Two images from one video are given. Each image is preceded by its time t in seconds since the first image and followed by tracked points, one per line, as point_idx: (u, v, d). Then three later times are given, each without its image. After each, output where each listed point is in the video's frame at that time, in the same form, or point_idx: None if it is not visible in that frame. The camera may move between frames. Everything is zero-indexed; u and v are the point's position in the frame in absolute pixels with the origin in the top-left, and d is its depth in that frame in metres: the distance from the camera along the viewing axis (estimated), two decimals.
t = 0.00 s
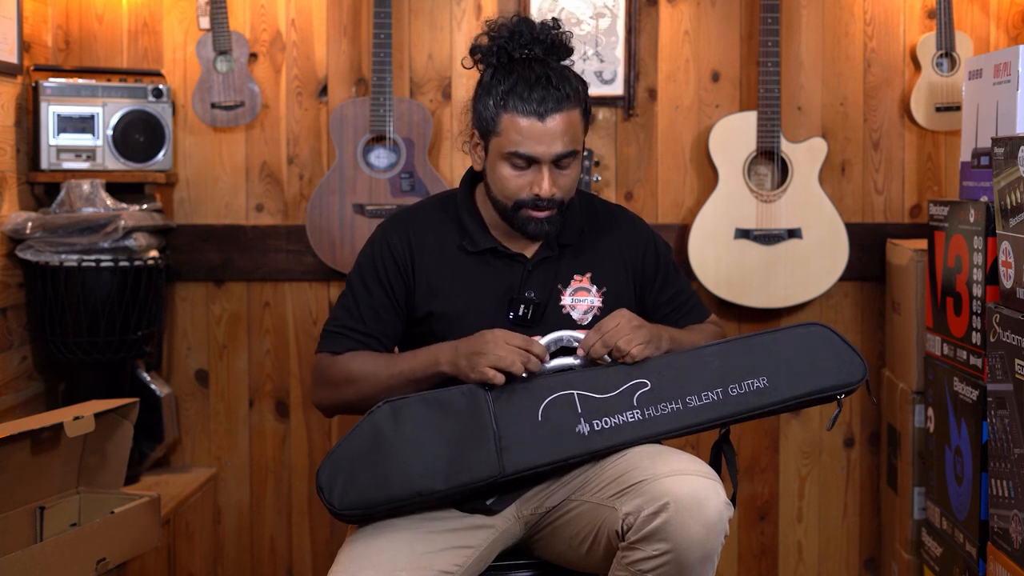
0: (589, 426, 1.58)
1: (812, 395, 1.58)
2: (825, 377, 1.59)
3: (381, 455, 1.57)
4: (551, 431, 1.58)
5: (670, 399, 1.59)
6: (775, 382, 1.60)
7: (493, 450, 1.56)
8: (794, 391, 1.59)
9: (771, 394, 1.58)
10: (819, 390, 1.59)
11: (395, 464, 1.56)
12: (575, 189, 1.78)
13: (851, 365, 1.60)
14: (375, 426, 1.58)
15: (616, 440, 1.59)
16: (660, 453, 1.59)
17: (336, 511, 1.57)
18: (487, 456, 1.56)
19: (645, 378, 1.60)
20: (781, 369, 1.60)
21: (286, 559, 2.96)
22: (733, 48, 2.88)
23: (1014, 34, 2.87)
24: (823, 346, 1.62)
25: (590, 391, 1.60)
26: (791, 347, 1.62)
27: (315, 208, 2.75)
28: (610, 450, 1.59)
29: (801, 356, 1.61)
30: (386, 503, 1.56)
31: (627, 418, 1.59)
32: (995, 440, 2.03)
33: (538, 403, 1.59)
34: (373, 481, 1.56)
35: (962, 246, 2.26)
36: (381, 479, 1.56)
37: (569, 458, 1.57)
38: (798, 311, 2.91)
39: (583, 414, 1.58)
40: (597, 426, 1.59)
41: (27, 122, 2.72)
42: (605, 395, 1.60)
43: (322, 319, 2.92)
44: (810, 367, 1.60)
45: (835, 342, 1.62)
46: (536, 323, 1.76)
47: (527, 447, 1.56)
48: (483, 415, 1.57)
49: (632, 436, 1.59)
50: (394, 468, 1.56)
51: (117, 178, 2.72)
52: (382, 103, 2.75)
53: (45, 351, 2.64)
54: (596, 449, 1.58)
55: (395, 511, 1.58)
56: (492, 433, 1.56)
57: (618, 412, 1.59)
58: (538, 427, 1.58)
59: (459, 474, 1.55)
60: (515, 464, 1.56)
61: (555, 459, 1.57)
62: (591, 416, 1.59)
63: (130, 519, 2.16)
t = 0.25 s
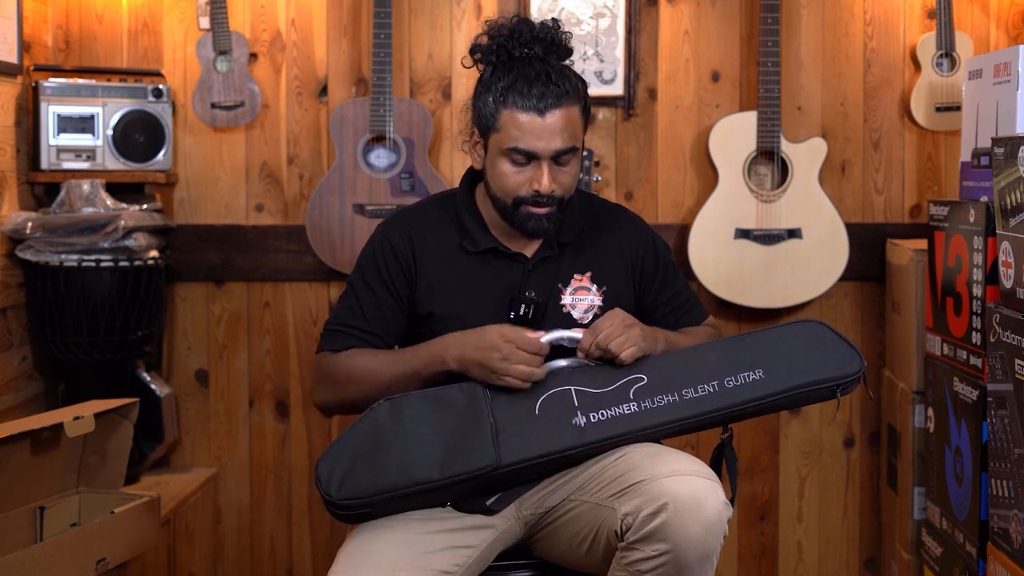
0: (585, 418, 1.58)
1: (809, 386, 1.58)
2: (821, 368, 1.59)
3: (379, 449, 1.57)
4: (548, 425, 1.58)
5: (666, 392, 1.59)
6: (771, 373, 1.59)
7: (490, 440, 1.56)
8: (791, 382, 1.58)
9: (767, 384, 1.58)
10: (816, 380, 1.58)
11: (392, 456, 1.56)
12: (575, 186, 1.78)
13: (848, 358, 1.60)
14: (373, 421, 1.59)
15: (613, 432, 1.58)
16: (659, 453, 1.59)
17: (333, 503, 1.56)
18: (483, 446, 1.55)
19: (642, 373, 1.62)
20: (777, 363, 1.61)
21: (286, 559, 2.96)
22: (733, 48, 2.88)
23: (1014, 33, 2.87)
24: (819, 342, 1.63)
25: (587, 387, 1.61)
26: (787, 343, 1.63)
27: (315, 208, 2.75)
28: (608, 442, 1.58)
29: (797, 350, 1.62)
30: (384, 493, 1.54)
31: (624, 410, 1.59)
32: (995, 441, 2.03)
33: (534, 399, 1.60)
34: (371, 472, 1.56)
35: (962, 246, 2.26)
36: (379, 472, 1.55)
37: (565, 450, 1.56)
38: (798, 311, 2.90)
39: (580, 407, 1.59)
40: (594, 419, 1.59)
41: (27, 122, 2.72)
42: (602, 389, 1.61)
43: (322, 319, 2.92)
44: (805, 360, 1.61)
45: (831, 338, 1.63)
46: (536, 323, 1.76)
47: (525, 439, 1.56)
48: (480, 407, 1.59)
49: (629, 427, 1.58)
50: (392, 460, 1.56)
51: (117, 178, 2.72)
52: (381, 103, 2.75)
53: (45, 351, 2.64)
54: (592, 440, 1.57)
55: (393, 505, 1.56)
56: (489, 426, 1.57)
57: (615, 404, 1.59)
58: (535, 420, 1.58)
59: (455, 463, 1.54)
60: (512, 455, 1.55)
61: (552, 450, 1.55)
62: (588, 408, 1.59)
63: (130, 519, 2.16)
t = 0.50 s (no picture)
0: (586, 421, 1.58)
1: (809, 391, 1.58)
2: (823, 373, 1.59)
3: (379, 451, 1.57)
4: (549, 427, 1.57)
5: (667, 395, 1.59)
6: (773, 378, 1.59)
7: (490, 444, 1.55)
8: (792, 387, 1.58)
9: (768, 389, 1.58)
10: (816, 386, 1.58)
11: (393, 458, 1.56)
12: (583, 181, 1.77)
13: (849, 363, 1.60)
14: (374, 423, 1.59)
15: (614, 435, 1.58)
16: (659, 454, 1.59)
17: (333, 505, 1.56)
18: (484, 449, 1.55)
19: (642, 375, 1.62)
20: (778, 366, 1.61)
21: (286, 559, 2.96)
22: (733, 48, 2.88)
23: (1015, 33, 2.87)
24: (821, 346, 1.63)
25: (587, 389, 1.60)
26: (789, 346, 1.63)
27: (315, 208, 2.75)
28: (608, 446, 1.58)
29: (798, 354, 1.62)
30: (385, 497, 1.54)
31: (625, 413, 1.59)
32: (995, 441, 2.03)
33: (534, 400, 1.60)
34: (372, 475, 1.55)
35: (962, 246, 2.26)
36: (379, 475, 1.55)
37: (566, 453, 1.56)
38: (798, 311, 2.90)
39: (581, 410, 1.58)
40: (595, 422, 1.58)
41: (27, 122, 2.72)
42: (602, 391, 1.60)
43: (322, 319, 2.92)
44: (807, 364, 1.61)
45: (833, 342, 1.63)
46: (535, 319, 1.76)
47: (525, 442, 1.56)
48: (479, 408, 1.58)
49: (630, 431, 1.58)
50: (392, 463, 1.56)
51: (117, 178, 2.72)
52: (381, 103, 2.75)
53: (45, 351, 2.64)
54: (592, 444, 1.57)
55: (393, 507, 1.57)
56: (489, 428, 1.56)
57: (615, 407, 1.59)
58: (535, 423, 1.58)
59: (456, 467, 1.54)
60: (512, 458, 1.54)
61: (553, 453, 1.55)
62: (588, 412, 1.59)
63: (130, 519, 2.15)
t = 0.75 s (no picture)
0: (589, 420, 1.58)
1: (810, 391, 1.57)
2: (824, 373, 1.59)
3: (383, 451, 1.57)
4: (553, 427, 1.58)
5: (669, 394, 1.59)
6: (774, 377, 1.59)
7: (494, 443, 1.55)
8: (794, 386, 1.58)
9: (769, 388, 1.58)
10: (818, 386, 1.58)
11: (396, 458, 1.56)
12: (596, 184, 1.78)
13: (851, 364, 1.60)
14: (378, 423, 1.59)
15: (617, 434, 1.58)
16: (662, 454, 1.59)
17: (337, 504, 1.55)
18: (487, 448, 1.55)
19: (645, 375, 1.62)
20: (781, 366, 1.61)
21: (286, 559, 2.96)
22: (733, 48, 2.88)
23: (1015, 34, 2.88)
24: (823, 347, 1.63)
25: (591, 389, 1.61)
26: (791, 347, 1.63)
27: (315, 208, 2.75)
28: (612, 445, 1.58)
29: (801, 355, 1.62)
30: (388, 495, 1.54)
31: (627, 412, 1.59)
32: (995, 441, 2.03)
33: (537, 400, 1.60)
34: (375, 474, 1.55)
35: (962, 246, 2.26)
36: (382, 474, 1.55)
37: (569, 452, 1.56)
38: (798, 311, 2.90)
39: (584, 409, 1.59)
40: (598, 421, 1.59)
41: (27, 122, 2.72)
42: (606, 391, 1.61)
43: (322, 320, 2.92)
44: (809, 365, 1.60)
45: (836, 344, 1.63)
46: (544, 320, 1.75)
47: (528, 441, 1.56)
48: (482, 407, 1.58)
49: (633, 429, 1.58)
50: (395, 462, 1.56)
51: (117, 178, 2.72)
52: (382, 103, 2.75)
53: (45, 351, 2.64)
54: (596, 443, 1.57)
55: (397, 507, 1.56)
56: (492, 428, 1.57)
57: (618, 406, 1.59)
58: (539, 423, 1.58)
59: (459, 466, 1.54)
60: (515, 457, 1.54)
61: (556, 452, 1.55)
62: (591, 411, 1.59)
63: (130, 519, 2.15)
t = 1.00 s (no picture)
0: (591, 424, 1.59)
1: (812, 396, 1.58)
2: (826, 377, 1.59)
3: (384, 453, 1.57)
4: (554, 430, 1.58)
5: (671, 398, 1.59)
6: (777, 381, 1.59)
7: (495, 446, 1.55)
8: (796, 390, 1.58)
9: (772, 392, 1.58)
10: (820, 390, 1.58)
11: (396, 460, 1.56)
12: (591, 179, 1.77)
13: (853, 367, 1.60)
14: (378, 424, 1.59)
15: (619, 438, 1.58)
16: (662, 454, 1.59)
17: (338, 507, 1.56)
18: (488, 451, 1.55)
19: (647, 377, 1.62)
20: (783, 369, 1.61)
21: (286, 559, 2.96)
22: (733, 48, 2.88)
23: (1014, 34, 2.88)
24: (825, 349, 1.63)
25: (592, 391, 1.61)
26: (793, 349, 1.63)
27: (315, 208, 2.75)
28: (614, 448, 1.58)
29: (803, 357, 1.62)
30: (389, 498, 1.54)
31: (629, 416, 1.59)
32: (995, 440, 2.03)
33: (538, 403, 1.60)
34: (375, 477, 1.55)
35: (962, 246, 2.26)
36: (383, 476, 1.55)
37: (571, 456, 1.56)
38: (798, 311, 2.90)
39: (586, 413, 1.59)
40: (599, 424, 1.59)
41: (27, 122, 2.72)
42: (607, 394, 1.61)
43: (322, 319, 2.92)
44: (811, 368, 1.60)
45: (838, 346, 1.63)
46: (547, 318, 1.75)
47: (529, 444, 1.56)
48: (483, 410, 1.58)
49: (635, 433, 1.59)
50: (396, 464, 1.56)
51: (117, 178, 2.72)
52: (382, 103, 2.75)
53: (45, 351, 2.64)
54: (598, 446, 1.58)
55: (397, 509, 1.57)
56: (494, 431, 1.57)
57: (620, 410, 1.60)
58: (540, 426, 1.58)
59: (461, 469, 1.54)
60: (517, 461, 1.55)
61: (558, 456, 1.56)
62: (593, 414, 1.59)
63: (130, 519, 2.15)
